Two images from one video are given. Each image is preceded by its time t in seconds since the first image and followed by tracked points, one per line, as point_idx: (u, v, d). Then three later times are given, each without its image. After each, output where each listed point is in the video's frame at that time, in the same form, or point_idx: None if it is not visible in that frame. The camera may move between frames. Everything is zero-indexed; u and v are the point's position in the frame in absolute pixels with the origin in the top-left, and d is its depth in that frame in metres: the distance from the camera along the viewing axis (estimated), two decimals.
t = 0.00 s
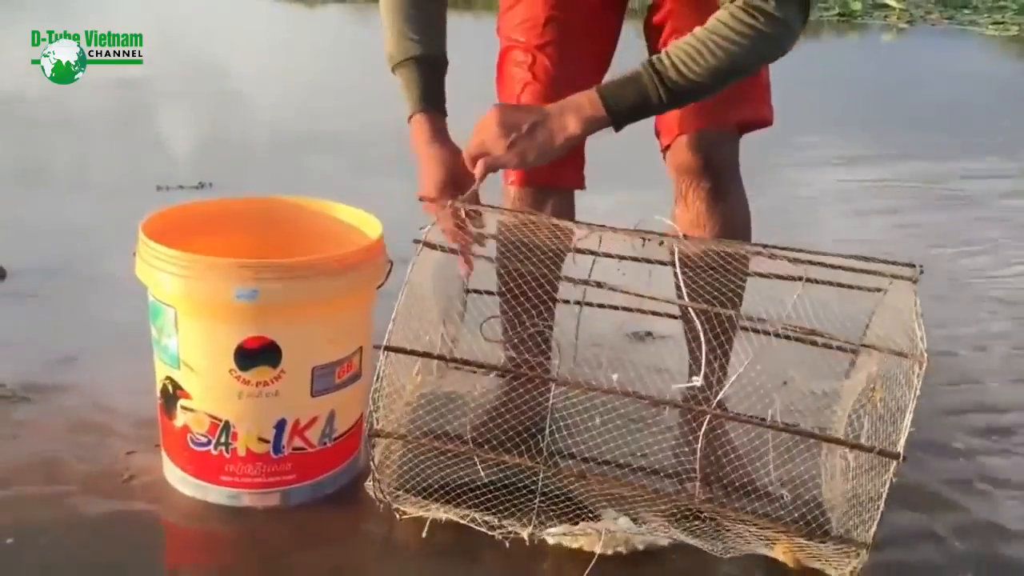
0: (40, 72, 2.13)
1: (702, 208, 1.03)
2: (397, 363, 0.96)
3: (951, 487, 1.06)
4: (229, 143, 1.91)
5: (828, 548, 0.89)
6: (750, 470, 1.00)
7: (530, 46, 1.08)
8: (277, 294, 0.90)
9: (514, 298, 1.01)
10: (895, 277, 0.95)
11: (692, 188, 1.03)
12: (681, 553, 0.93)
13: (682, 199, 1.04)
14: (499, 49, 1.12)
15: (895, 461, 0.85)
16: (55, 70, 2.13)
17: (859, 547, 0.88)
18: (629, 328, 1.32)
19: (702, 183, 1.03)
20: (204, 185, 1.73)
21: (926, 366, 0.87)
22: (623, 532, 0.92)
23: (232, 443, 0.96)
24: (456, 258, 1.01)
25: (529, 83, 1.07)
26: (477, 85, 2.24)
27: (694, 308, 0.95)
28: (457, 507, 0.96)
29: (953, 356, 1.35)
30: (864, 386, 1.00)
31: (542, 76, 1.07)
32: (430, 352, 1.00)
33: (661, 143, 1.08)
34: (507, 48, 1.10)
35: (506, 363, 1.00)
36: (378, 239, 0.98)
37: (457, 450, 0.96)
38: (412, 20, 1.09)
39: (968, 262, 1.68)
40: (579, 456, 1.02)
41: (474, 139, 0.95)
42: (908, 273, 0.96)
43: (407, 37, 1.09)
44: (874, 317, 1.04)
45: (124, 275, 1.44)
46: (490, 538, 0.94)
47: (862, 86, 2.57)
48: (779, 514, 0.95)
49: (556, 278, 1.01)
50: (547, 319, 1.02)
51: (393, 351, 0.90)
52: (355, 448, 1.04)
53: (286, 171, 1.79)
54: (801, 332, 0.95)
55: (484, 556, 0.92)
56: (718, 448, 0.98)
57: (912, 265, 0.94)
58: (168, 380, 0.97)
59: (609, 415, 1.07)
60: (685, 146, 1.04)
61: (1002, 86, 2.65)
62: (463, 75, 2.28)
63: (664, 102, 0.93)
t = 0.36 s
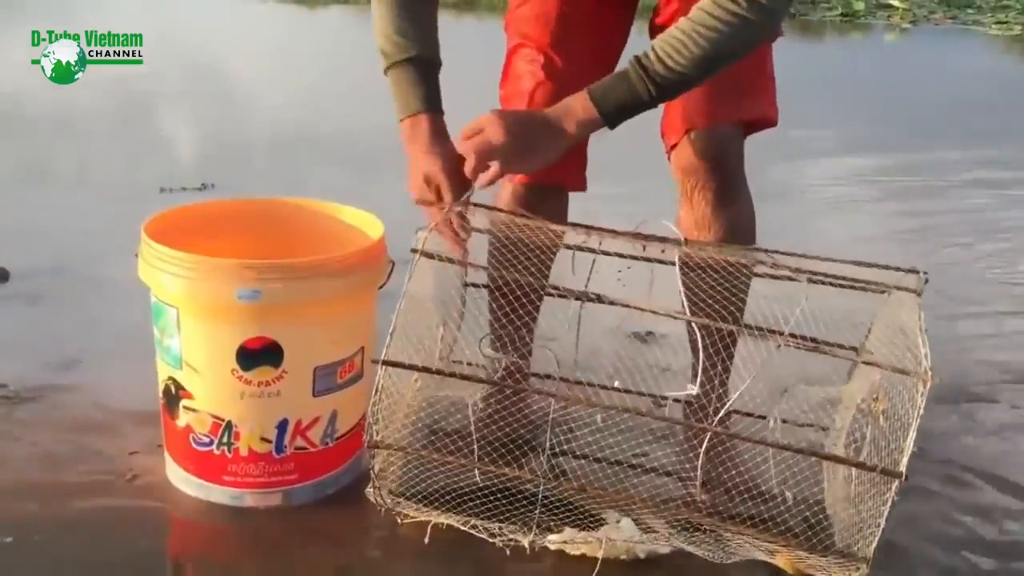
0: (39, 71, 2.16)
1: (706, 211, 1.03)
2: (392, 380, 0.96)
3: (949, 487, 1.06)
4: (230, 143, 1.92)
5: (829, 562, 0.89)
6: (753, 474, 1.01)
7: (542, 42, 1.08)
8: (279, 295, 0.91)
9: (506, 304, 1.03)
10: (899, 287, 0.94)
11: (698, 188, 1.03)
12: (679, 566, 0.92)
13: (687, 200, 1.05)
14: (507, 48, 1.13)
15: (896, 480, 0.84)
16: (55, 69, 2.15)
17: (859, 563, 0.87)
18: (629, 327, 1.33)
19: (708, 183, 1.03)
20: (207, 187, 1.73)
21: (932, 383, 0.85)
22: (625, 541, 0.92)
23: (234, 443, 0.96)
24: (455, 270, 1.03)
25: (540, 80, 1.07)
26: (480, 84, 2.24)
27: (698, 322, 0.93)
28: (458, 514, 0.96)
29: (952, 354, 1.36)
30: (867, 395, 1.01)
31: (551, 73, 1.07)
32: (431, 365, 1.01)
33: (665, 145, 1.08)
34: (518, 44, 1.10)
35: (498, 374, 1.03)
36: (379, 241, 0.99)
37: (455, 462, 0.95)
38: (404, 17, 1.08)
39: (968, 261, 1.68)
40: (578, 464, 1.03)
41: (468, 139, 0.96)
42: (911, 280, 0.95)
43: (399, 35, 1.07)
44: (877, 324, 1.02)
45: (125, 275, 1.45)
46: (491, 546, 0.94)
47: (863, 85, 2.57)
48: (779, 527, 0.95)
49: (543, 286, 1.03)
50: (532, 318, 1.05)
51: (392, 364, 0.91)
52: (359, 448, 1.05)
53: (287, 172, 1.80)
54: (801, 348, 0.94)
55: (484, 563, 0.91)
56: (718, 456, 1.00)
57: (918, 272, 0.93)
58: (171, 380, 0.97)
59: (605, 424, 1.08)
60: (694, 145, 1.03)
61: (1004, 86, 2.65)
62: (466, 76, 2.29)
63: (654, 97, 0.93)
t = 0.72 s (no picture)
0: (40, 71, 2.16)
1: (684, 207, 1.04)
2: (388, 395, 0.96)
3: (951, 481, 1.07)
4: (232, 142, 1.92)
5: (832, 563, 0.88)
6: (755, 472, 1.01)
7: (506, 38, 1.11)
8: (285, 292, 0.91)
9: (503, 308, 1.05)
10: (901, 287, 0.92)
11: (675, 186, 1.04)
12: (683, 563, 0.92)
13: (666, 195, 1.05)
14: (476, 47, 1.16)
15: (899, 482, 0.83)
16: (55, 70, 2.14)
17: (864, 563, 0.86)
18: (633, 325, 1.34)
19: (684, 180, 1.03)
20: (211, 185, 1.73)
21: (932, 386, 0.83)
22: (631, 543, 0.91)
23: (240, 439, 0.96)
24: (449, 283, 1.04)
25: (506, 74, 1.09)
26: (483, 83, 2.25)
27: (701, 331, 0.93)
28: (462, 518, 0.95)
29: (952, 350, 1.36)
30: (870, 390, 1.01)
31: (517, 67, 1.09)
32: (426, 378, 1.04)
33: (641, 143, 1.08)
34: (485, 42, 1.13)
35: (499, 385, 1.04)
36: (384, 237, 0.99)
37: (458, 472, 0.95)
38: (342, 21, 1.06)
39: (969, 256, 1.68)
40: (580, 475, 1.03)
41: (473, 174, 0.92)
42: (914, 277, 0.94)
43: (341, 41, 1.05)
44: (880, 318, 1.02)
45: (129, 274, 1.45)
46: (495, 552, 0.93)
47: (864, 81, 2.58)
48: (783, 531, 0.95)
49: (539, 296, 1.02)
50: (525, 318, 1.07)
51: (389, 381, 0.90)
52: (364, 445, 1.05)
53: (290, 171, 1.81)
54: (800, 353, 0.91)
55: (488, 562, 0.91)
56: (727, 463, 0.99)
57: (919, 270, 0.92)
58: (177, 376, 0.97)
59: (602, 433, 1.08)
60: (666, 144, 1.03)
61: (1005, 82, 2.65)
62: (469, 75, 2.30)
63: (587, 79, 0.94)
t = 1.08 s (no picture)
0: (40, 72, 2.15)
1: (666, 197, 1.04)
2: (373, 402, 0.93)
3: (946, 471, 1.07)
4: (229, 140, 1.92)
5: (823, 552, 0.87)
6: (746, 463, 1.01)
7: (479, 33, 1.11)
8: (280, 287, 0.91)
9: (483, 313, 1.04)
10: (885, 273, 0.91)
11: (655, 176, 1.04)
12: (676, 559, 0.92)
13: (648, 183, 1.06)
14: (450, 46, 1.16)
15: (885, 470, 0.83)
16: (55, 70, 2.13)
17: (856, 553, 0.85)
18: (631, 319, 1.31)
19: (663, 169, 1.03)
20: (208, 182, 1.73)
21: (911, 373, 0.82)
22: (622, 541, 0.91)
23: (235, 435, 0.96)
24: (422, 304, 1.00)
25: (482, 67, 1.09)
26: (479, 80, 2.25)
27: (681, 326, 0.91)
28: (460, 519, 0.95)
29: (948, 342, 1.36)
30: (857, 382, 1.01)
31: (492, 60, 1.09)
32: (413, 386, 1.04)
33: (620, 136, 1.09)
34: (459, 39, 1.13)
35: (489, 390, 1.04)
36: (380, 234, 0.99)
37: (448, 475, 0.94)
38: (344, 39, 0.99)
39: (963, 250, 1.69)
40: (570, 475, 1.02)
41: (448, 166, 0.90)
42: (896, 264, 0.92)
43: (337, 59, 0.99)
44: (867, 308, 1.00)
45: (126, 271, 1.45)
46: (489, 552, 0.92)
47: (860, 76, 2.58)
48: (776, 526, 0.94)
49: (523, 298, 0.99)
50: (515, 316, 1.06)
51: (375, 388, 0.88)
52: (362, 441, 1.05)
53: (285, 167, 1.81)
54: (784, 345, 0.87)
55: (481, 558, 0.91)
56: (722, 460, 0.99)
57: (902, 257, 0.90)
58: (172, 373, 0.97)
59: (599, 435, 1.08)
60: (646, 131, 1.04)
61: (999, 76, 2.66)
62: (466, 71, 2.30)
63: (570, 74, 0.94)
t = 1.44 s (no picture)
0: (39, 72, 2.14)
1: (669, 199, 1.07)
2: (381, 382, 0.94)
3: (941, 470, 1.07)
4: (224, 137, 1.92)
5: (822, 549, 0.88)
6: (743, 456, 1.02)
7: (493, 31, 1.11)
8: (273, 285, 0.91)
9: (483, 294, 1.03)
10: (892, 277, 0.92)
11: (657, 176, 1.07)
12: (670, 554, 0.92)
13: (652, 184, 1.08)
14: (458, 42, 1.15)
15: (889, 469, 0.83)
16: (55, 70, 2.12)
17: (853, 552, 0.86)
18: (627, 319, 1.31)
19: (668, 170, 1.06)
20: (203, 180, 1.73)
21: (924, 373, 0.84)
22: (620, 532, 0.91)
23: (229, 434, 0.96)
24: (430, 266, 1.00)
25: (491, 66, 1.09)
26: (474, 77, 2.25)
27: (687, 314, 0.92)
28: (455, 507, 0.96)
29: (944, 338, 1.37)
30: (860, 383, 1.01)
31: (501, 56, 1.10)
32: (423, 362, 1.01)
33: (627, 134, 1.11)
34: (468, 35, 1.13)
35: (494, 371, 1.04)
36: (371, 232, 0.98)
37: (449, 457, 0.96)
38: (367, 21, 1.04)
39: (960, 247, 1.68)
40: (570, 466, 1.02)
41: (458, 142, 0.92)
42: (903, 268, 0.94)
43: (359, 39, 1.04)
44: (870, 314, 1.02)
45: (120, 269, 1.44)
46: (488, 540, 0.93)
47: (855, 73, 2.59)
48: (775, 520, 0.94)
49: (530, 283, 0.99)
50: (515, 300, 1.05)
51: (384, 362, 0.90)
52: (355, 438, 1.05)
53: (280, 164, 1.80)
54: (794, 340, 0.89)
55: (476, 553, 0.91)
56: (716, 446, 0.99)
57: (910, 262, 0.92)
58: (164, 371, 0.97)
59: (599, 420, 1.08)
60: (656, 131, 1.06)
61: (994, 73, 2.66)
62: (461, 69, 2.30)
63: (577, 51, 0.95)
